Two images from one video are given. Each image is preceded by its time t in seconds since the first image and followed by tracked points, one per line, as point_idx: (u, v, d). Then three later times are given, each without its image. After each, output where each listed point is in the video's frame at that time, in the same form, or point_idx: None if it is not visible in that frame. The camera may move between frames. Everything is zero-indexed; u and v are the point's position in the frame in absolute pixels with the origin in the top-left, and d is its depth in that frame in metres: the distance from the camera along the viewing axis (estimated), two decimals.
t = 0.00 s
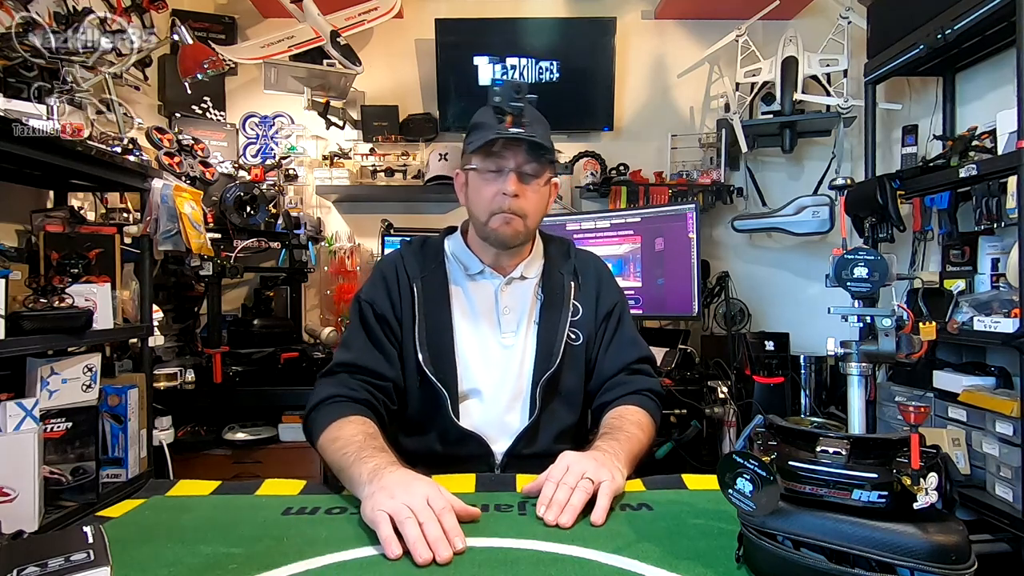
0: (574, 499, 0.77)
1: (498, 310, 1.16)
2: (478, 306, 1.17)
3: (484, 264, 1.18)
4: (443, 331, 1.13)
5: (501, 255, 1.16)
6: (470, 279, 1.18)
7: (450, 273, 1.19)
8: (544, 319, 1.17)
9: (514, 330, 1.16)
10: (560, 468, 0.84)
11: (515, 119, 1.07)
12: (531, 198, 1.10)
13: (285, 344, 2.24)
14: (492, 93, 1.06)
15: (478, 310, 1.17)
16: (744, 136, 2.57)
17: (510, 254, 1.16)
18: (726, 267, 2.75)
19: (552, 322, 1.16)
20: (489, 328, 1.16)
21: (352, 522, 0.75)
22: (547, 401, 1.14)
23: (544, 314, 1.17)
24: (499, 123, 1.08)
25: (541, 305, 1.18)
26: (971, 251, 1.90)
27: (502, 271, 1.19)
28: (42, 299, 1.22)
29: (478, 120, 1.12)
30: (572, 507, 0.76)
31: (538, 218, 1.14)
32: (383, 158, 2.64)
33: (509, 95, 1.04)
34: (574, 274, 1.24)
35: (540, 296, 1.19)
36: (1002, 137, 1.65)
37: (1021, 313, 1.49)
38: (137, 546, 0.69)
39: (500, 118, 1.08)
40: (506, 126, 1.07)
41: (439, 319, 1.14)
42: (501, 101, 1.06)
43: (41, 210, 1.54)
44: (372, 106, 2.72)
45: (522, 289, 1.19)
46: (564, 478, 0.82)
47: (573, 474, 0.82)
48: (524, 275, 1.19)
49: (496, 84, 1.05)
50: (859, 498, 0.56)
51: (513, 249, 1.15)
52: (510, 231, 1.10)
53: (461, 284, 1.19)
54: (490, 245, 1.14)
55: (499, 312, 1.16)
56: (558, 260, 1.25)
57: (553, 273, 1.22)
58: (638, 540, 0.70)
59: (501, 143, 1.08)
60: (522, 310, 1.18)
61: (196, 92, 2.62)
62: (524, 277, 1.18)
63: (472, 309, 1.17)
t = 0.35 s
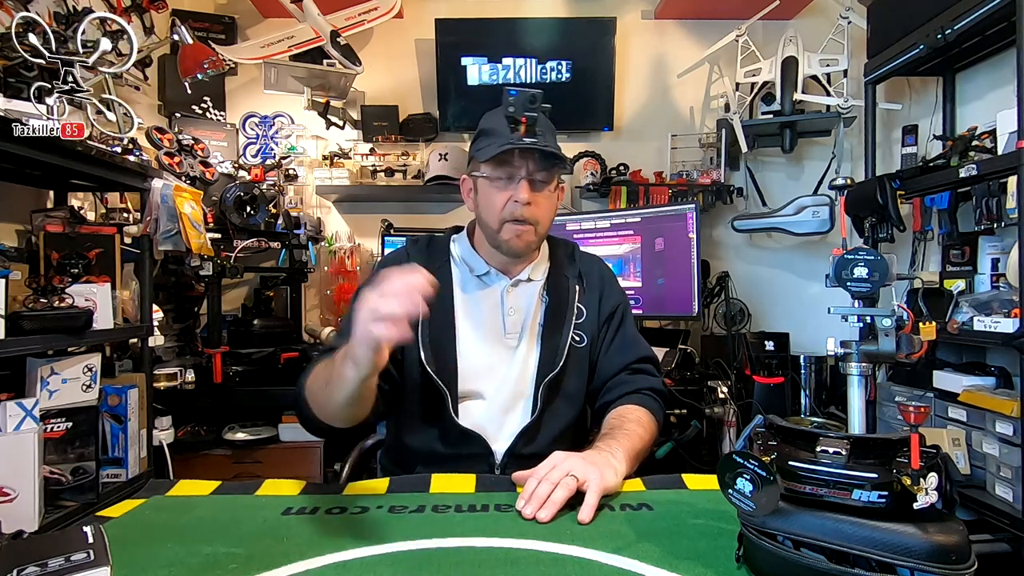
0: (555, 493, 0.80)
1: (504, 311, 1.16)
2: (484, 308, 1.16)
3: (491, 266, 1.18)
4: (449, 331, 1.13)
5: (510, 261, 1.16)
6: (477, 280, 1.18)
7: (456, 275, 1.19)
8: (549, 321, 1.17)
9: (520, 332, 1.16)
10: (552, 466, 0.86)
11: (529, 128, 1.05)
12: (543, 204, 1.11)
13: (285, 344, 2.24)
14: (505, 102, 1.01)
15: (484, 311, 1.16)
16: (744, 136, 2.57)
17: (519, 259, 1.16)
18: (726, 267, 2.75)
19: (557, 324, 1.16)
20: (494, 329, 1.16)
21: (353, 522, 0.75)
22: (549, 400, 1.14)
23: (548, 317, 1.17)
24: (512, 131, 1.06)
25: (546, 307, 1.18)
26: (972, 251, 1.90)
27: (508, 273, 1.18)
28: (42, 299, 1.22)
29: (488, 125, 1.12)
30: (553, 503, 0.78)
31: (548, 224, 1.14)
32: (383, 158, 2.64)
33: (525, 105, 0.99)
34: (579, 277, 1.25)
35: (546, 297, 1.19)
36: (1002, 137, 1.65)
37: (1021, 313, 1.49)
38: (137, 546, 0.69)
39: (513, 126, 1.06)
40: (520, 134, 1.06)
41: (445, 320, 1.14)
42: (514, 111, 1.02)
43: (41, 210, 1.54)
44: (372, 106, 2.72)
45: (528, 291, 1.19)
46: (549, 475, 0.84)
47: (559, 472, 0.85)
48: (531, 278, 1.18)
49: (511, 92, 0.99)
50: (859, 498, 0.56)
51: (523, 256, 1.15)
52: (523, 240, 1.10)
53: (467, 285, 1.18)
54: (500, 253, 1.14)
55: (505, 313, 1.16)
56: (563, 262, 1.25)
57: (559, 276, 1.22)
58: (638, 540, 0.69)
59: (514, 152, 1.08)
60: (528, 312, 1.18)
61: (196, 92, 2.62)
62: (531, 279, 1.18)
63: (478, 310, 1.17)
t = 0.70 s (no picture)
0: (550, 495, 0.79)
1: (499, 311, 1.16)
2: (479, 308, 1.17)
3: (484, 267, 1.19)
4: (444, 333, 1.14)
5: (500, 261, 1.17)
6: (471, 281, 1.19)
7: (449, 277, 1.20)
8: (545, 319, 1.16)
9: (515, 331, 1.16)
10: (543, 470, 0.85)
11: (495, 124, 1.07)
12: (520, 200, 1.10)
13: (285, 344, 2.24)
14: (467, 101, 1.01)
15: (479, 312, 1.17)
16: (744, 136, 2.57)
17: (508, 260, 1.17)
18: (726, 267, 2.75)
19: (552, 322, 1.16)
20: (490, 330, 1.16)
21: (352, 522, 0.75)
22: (547, 399, 1.14)
23: (544, 315, 1.16)
24: (479, 129, 1.08)
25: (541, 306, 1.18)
26: (972, 251, 1.90)
27: (502, 274, 1.19)
28: (42, 299, 1.22)
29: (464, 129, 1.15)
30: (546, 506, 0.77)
31: (530, 220, 1.14)
32: (383, 158, 2.64)
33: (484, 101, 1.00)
34: (574, 272, 1.24)
35: (541, 296, 1.19)
36: (1002, 137, 1.65)
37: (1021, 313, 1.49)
38: (137, 546, 0.69)
39: (479, 125, 1.07)
40: (488, 132, 1.07)
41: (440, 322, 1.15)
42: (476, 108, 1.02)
43: (41, 210, 1.54)
44: (372, 106, 2.72)
45: (521, 290, 1.19)
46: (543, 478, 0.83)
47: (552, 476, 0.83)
48: (524, 277, 1.19)
49: (469, 92, 1.00)
50: (859, 498, 0.56)
51: (510, 255, 1.16)
52: (502, 238, 1.10)
53: (461, 286, 1.19)
54: (487, 253, 1.15)
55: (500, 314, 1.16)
56: (558, 258, 1.25)
57: (553, 272, 1.21)
58: (638, 540, 0.69)
59: (485, 149, 1.08)
60: (523, 311, 1.18)
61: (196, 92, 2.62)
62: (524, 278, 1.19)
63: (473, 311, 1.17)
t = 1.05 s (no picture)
0: (551, 501, 0.78)
1: (496, 310, 1.16)
2: (476, 307, 1.17)
3: (480, 266, 1.19)
4: (440, 333, 1.14)
5: (496, 257, 1.17)
6: (467, 280, 1.19)
7: (444, 276, 1.20)
8: (542, 318, 1.16)
9: (513, 330, 1.16)
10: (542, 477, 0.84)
11: (490, 116, 1.07)
12: (516, 193, 1.11)
13: (285, 344, 2.24)
14: (462, 94, 1.02)
15: (476, 311, 1.17)
16: (744, 136, 2.57)
17: (504, 255, 1.17)
18: (726, 267, 2.75)
19: (550, 321, 1.16)
20: (487, 329, 1.16)
21: (352, 522, 0.75)
22: (546, 398, 1.14)
23: (541, 313, 1.16)
24: (474, 122, 1.08)
25: (538, 304, 1.18)
26: (972, 251, 1.90)
27: (498, 271, 1.19)
28: (42, 299, 1.22)
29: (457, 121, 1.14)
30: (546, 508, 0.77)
31: (527, 215, 1.14)
32: (383, 158, 2.64)
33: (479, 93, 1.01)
34: (571, 270, 1.24)
35: (538, 294, 1.19)
36: (1002, 137, 1.65)
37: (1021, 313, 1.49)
38: (137, 546, 0.69)
39: (475, 117, 1.07)
40: (482, 124, 1.07)
41: (436, 322, 1.14)
42: (470, 101, 1.03)
43: (41, 210, 1.54)
44: (372, 106, 2.72)
45: (518, 288, 1.19)
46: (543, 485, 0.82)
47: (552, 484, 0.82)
48: (521, 275, 1.19)
49: (464, 84, 1.01)
50: (859, 498, 0.56)
51: (506, 250, 1.16)
52: (499, 232, 1.10)
53: (457, 286, 1.19)
54: (482, 249, 1.15)
55: (496, 313, 1.16)
56: (555, 256, 1.25)
57: (549, 270, 1.22)
58: (638, 540, 0.69)
59: (481, 142, 1.09)
60: (519, 310, 1.18)
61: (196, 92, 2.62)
62: (520, 277, 1.19)
63: (470, 311, 1.17)
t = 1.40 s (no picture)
0: (551, 501, 0.78)
1: (495, 310, 1.16)
2: (476, 308, 1.17)
3: (479, 266, 1.19)
4: (439, 334, 1.14)
5: (496, 256, 1.17)
6: (467, 280, 1.19)
7: (444, 275, 1.20)
8: (542, 319, 1.16)
9: (512, 331, 1.16)
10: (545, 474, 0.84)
11: (491, 111, 1.07)
12: (515, 190, 1.10)
13: (285, 344, 2.24)
14: (463, 88, 1.01)
15: (475, 311, 1.17)
16: (744, 136, 2.57)
17: (504, 254, 1.17)
18: (726, 267, 2.75)
19: (550, 322, 1.16)
20: (487, 330, 1.16)
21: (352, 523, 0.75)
22: (546, 398, 1.14)
23: (541, 314, 1.17)
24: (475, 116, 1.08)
25: (538, 305, 1.18)
26: (972, 251, 1.90)
27: (498, 272, 1.19)
28: (42, 299, 1.22)
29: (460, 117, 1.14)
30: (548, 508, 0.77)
31: (526, 212, 1.14)
32: (383, 158, 2.64)
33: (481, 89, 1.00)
34: (572, 272, 1.24)
35: (538, 295, 1.19)
36: (1002, 137, 1.65)
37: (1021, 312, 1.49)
38: (137, 546, 0.69)
39: (476, 110, 1.07)
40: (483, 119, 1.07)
41: (435, 322, 1.14)
42: (472, 96, 1.02)
43: (41, 210, 1.55)
44: (372, 106, 2.72)
45: (517, 289, 1.19)
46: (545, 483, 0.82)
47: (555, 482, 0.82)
48: (521, 276, 1.19)
49: (466, 79, 1.00)
50: (859, 498, 0.56)
51: (506, 248, 1.15)
52: (497, 230, 1.10)
53: (457, 286, 1.19)
54: (482, 247, 1.15)
55: (496, 314, 1.16)
56: (555, 258, 1.25)
57: (550, 272, 1.22)
58: (639, 540, 0.69)
59: (481, 137, 1.09)
60: (519, 311, 1.18)
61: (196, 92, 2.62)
62: (520, 277, 1.19)
63: (469, 311, 1.17)
